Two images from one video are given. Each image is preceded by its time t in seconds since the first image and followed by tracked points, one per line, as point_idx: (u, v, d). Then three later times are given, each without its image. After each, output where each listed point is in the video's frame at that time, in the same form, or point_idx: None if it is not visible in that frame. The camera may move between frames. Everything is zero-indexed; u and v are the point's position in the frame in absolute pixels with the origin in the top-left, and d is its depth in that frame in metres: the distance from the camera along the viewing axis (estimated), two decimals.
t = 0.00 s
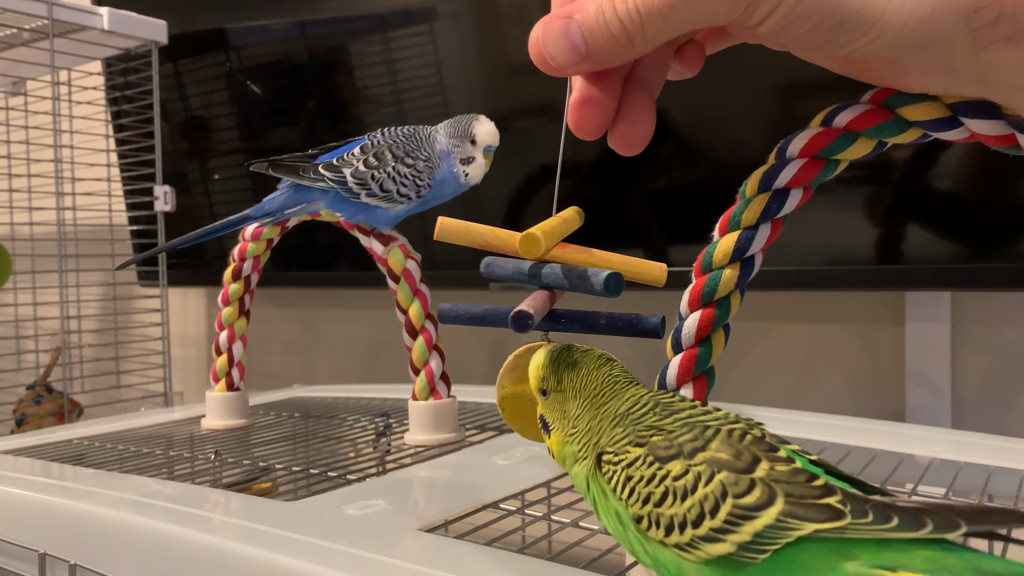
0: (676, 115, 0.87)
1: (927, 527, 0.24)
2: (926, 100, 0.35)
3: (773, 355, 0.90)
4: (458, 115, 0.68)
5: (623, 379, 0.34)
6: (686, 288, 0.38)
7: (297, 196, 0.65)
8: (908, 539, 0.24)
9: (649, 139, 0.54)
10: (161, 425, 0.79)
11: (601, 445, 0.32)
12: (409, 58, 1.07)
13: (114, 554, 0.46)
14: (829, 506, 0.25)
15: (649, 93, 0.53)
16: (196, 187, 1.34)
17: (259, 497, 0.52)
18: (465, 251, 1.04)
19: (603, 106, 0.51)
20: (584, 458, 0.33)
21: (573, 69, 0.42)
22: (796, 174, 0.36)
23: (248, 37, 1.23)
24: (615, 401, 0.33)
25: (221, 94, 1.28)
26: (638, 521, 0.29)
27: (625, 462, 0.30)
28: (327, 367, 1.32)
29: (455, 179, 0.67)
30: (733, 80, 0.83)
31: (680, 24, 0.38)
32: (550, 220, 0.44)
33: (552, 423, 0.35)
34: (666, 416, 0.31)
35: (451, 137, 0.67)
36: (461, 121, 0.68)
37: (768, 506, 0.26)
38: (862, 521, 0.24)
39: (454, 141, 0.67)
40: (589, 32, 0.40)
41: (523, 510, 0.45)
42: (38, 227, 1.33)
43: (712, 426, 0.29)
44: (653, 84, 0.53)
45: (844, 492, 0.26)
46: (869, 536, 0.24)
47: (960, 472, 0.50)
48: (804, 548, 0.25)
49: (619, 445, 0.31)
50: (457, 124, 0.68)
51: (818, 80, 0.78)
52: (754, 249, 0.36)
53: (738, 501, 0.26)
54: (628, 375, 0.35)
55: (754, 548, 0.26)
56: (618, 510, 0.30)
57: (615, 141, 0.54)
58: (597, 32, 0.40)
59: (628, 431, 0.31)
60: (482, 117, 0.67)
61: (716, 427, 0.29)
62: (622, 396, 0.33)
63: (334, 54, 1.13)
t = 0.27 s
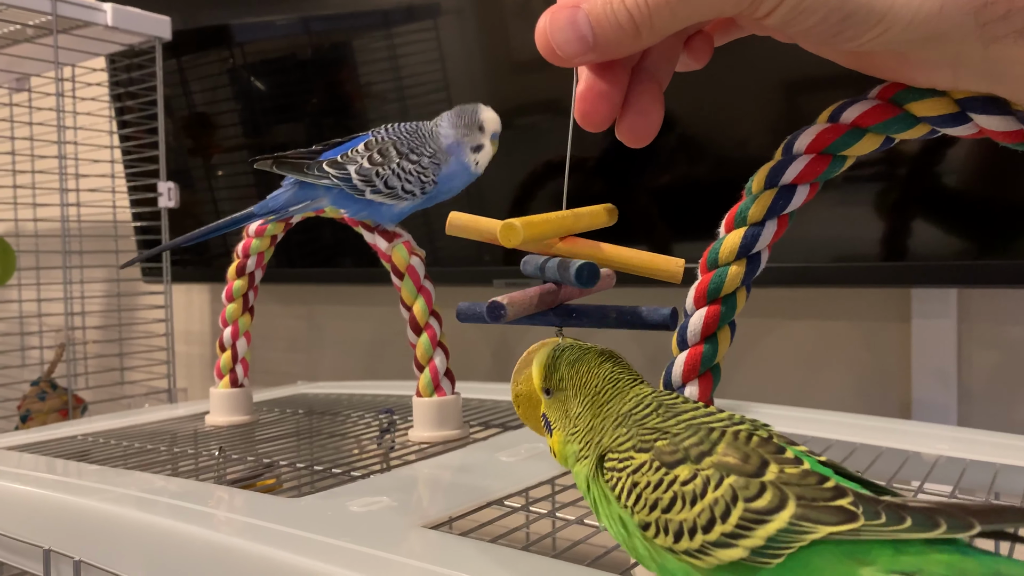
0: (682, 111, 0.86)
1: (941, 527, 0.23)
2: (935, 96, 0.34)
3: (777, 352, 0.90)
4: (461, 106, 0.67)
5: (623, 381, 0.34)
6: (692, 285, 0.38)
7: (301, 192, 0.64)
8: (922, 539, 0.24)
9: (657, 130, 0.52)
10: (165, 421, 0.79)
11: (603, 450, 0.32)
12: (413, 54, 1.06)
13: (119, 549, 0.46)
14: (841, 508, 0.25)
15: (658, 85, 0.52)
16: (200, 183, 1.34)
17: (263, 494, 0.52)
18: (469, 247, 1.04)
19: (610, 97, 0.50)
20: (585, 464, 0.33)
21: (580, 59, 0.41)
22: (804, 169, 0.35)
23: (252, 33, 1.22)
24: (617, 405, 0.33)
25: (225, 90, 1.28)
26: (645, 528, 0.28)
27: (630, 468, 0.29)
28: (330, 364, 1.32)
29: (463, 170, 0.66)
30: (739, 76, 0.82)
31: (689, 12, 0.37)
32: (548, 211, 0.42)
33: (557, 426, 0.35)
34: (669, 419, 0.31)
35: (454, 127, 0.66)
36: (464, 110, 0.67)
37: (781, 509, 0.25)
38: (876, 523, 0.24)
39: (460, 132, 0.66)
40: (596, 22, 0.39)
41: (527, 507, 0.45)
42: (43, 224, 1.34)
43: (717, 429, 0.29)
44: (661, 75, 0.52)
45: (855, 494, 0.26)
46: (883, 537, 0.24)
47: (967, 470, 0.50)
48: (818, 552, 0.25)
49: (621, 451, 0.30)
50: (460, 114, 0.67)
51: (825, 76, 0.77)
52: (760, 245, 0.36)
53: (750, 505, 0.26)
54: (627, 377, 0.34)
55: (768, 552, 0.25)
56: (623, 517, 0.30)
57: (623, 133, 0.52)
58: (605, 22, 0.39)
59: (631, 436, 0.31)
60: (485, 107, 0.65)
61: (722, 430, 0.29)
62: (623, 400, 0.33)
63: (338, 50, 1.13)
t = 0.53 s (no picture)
0: (684, 108, 0.86)
1: (933, 534, 0.22)
2: (937, 90, 0.34)
3: (780, 350, 0.89)
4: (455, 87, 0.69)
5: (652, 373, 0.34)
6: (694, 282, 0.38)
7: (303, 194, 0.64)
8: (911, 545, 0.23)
9: (660, 97, 0.52)
10: (167, 419, 0.79)
11: (619, 431, 0.32)
12: (414, 53, 1.06)
13: (123, 548, 0.46)
14: (834, 505, 0.25)
15: (662, 56, 0.52)
16: (201, 182, 1.34)
17: (265, 492, 0.52)
18: (470, 245, 1.04)
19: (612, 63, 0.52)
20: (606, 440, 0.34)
21: (585, 32, 0.42)
22: (808, 165, 0.35)
23: (253, 32, 1.22)
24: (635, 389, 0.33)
25: (226, 89, 1.28)
26: (645, 509, 0.29)
27: (637, 450, 0.30)
28: (332, 362, 1.32)
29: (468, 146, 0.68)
30: (741, 73, 0.82)
31: None
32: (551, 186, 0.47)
33: (586, 406, 0.37)
34: (681, 405, 0.31)
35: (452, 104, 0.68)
36: (458, 91, 0.69)
37: (774, 501, 0.25)
38: (867, 523, 0.24)
39: (460, 108, 0.68)
40: None
41: (529, 505, 0.45)
42: (44, 223, 1.34)
43: (726, 419, 0.29)
44: (666, 49, 0.52)
45: (854, 493, 0.25)
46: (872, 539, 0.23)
47: (969, 467, 0.50)
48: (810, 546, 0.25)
49: (632, 432, 0.31)
50: (455, 95, 0.69)
51: (828, 73, 0.77)
52: (763, 241, 0.36)
53: (745, 494, 0.26)
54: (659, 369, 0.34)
55: (756, 543, 0.25)
56: (628, 496, 0.30)
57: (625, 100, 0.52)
58: None
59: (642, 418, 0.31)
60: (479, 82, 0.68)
61: (730, 420, 0.29)
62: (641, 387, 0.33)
63: (339, 48, 1.13)
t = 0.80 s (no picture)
0: (681, 111, 0.86)
1: (935, 540, 0.23)
2: (934, 92, 0.34)
3: (778, 351, 0.90)
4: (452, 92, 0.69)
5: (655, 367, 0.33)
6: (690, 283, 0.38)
7: (301, 199, 0.64)
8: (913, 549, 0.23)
9: (660, 70, 0.50)
10: (166, 423, 0.79)
11: (618, 422, 0.32)
12: (412, 56, 1.06)
13: (121, 551, 0.46)
14: (836, 510, 0.25)
15: (664, 30, 0.50)
16: (200, 186, 1.34)
17: (264, 495, 0.52)
18: (468, 248, 1.04)
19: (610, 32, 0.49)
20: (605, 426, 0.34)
21: (589, 10, 0.42)
22: (803, 167, 0.35)
23: (251, 36, 1.23)
24: (636, 380, 0.33)
25: (225, 93, 1.28)
26: (643, 508, 0.29)
27: (636, 447, 0.30)
28: (331, 366, 1.32)
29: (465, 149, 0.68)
30: (738, 75, 0.82)
31: None
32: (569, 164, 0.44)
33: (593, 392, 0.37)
34: (681, 400, 0.31)
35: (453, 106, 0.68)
36: (456, 95, 0.69)
37: (777, 503, 0.25)
38: (869, 528, 0.24)
39: (457, 111, 0.68)
40: None
41: (527, 507, 0.45)
42: (43, 228, 1.34)
43: (726, 418, 0.29)
44: (669, 24, 0.50)
45: (854, 499, 0.25)
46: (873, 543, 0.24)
47: (967, 467, 0.50)
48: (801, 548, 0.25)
49: (632, 427, 0.31)
50: (453, 99, 0.69)
51: (824, 74, 0.77)
52: (759, 243, 0.36)
53: (746, 496, 0.26)
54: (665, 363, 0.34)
55: (757, 544, 0.25)
56: (626, 492, 0.30)
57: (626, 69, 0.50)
58: None
59: (643, 411, 0.31)
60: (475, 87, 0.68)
61: (730, 419, 0.29)
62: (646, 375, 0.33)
63: (337, 52, 1.13)
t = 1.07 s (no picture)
0: (678, 115, 0.87)
1: (936, 541, 0.23)
2: (931, 96, 0.34)
3: (776, 356, 0.89)
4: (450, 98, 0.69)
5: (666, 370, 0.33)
6: (689, 289, 0.38)
7: (299, 206, 0.64)
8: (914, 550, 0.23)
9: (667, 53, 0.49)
10: (163, 432, 0.79)
11: (621, 422, 0.32)
12: (409, 63, 1.07)
13: (118, 561, 0.46)
14: (837, 510, 0.25)
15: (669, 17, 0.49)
16: (197, 193, 1.34)
17: (261, 504, 0.52)
18: (466, 254, 1.04)
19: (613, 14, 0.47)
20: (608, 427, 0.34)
21: None
22: (800, 173, 0.35)
23: (248, 43, 1.23)
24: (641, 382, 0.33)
25: (222, 101, 1.28)
26: (644, 508, 0.29)
27: (638, 447, 0.30)
28: (329, 373, 1.31)
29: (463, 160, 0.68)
30: (735, 81, 0.83)
31: None
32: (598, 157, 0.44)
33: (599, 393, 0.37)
34: (684, 401, 0.31)
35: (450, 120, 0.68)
36: (452, 104, 0.69)
37: (777, 502, 0.25)
38: (870, 529, 0.24)
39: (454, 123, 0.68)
40: None
41: (527, 514, 0.45)
42: (39, 236, 1.34)
43: (727, 418, 0.29)
44: (675, 12, 0.49)
45: (855, 500, 0.25)
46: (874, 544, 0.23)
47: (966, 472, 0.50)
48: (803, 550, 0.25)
49: (635, 427, 0.31)
50: (450, 108, 0.69)
51: (821, 80, 0.78)
52: (757, 249, 0.36)
53: (747, 494, 0.26)
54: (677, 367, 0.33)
55: (758, 543, 0.25)
56: (627, 493, 0.30)
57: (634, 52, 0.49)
58: None
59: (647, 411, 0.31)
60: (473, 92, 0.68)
61: (731, 419, 0.29)
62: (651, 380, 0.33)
63: (335, 59, 1.13)
